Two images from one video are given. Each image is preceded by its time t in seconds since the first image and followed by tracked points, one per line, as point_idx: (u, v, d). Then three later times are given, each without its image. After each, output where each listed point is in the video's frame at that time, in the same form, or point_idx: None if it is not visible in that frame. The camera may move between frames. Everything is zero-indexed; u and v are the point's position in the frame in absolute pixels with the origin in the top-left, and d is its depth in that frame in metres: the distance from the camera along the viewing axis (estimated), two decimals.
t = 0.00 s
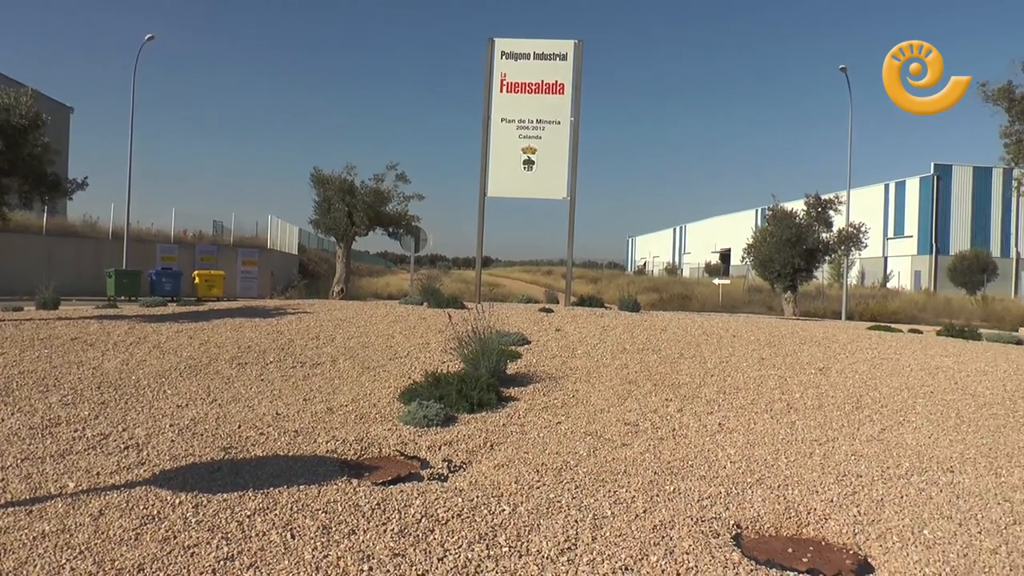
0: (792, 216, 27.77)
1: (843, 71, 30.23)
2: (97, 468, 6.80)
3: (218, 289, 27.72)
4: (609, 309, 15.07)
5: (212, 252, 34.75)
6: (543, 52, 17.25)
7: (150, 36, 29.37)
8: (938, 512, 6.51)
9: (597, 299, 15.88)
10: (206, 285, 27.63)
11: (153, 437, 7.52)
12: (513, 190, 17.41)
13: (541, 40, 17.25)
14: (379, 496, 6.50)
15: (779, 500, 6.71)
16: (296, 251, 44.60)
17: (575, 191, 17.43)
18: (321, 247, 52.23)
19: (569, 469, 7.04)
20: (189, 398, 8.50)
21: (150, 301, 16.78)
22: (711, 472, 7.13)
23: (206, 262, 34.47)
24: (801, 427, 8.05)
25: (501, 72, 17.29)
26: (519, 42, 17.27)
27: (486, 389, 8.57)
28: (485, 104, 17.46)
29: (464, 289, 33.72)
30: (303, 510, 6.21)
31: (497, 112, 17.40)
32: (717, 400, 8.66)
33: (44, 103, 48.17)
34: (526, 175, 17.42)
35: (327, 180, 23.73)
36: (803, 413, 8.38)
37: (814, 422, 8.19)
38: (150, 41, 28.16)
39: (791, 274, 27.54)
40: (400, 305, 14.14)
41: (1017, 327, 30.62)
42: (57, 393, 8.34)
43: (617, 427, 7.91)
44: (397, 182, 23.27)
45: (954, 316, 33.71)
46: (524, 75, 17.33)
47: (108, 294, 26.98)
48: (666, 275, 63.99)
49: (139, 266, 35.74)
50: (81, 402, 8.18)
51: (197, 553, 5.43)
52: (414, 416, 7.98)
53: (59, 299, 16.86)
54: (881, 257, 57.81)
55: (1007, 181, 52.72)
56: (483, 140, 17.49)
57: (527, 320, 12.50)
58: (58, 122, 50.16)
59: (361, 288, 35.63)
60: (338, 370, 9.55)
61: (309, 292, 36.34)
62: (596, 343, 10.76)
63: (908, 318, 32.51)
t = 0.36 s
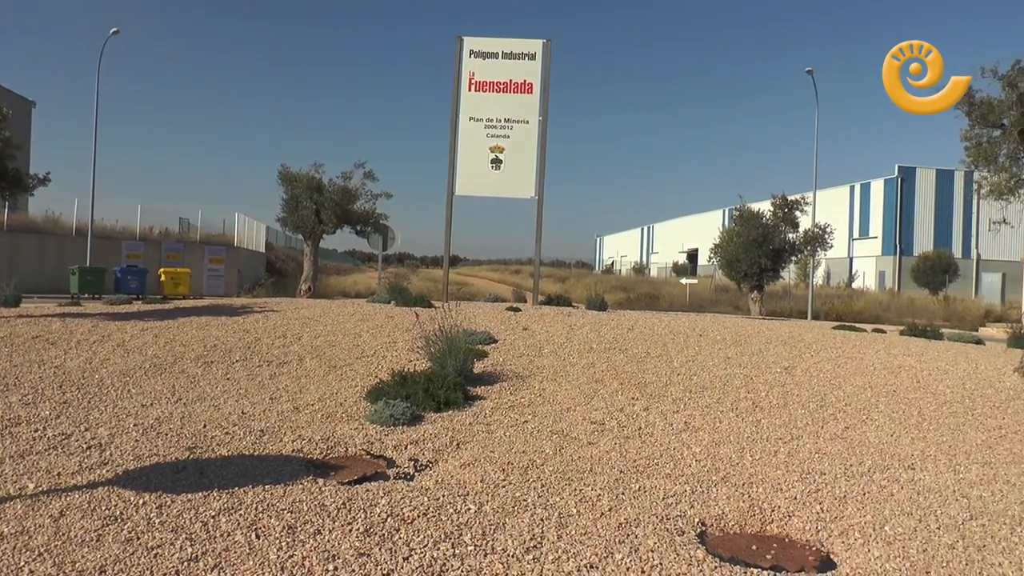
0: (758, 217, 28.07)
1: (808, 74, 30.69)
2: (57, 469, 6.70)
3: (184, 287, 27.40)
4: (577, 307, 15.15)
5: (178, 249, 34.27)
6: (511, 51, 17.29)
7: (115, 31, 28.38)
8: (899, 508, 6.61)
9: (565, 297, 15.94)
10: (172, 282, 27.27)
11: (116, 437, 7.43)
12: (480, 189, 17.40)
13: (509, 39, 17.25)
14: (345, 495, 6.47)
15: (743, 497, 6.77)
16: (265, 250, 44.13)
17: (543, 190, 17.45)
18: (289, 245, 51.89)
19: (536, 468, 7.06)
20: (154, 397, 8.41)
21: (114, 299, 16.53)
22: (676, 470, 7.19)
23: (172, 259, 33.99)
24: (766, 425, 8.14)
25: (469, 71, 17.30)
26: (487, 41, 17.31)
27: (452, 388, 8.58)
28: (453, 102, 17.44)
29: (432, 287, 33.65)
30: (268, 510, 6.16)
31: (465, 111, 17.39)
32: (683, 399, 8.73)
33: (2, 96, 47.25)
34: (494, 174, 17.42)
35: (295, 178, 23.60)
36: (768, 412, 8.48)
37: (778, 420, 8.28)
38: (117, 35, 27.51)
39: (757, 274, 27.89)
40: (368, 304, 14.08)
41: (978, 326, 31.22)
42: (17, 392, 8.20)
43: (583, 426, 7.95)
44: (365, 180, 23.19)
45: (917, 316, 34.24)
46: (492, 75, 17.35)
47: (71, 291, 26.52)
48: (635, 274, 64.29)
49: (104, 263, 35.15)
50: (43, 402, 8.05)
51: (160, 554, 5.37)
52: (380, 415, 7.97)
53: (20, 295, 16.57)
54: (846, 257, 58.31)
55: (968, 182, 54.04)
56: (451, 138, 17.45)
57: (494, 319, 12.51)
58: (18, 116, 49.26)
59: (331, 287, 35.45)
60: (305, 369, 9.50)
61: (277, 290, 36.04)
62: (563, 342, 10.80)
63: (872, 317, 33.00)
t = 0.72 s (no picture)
0: (728, 217, 28.29)
1: (778, 75, 30.96)
2: (20, 468, 6.60)
3: (153, 284, 27.11)
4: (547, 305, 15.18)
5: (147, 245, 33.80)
6: (482, 49, 17.27)
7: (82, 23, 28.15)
8: (865, 505, 6.69)
9: (536, 295, 15.97)
10: (141, 278, 26.93)
11: (82, 436, 7.33)
12: (451, 187, 17.39)
13: (480, 37, 17.23)
14: (314, 493, 6.44)
15: (711, 495, 6.82)
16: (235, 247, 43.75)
17: (514, 188, 17.45)
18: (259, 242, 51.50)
19: (505, 466, 7.07)
20: (121, 395, 8.32)
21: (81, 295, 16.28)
22: (645, 468, 7.22)
23: (140, 255, 33.49)
24: (735, 423, 8.20)
25: (440, 69, 17.25)
26: (458, 39, 17.28)
27: (421, 385, 8.57)
28: (424, 100, 17.38)
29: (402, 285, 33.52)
30: (236, 509, 6.11)
31: (436, 108, 17.34)
32: (653, 397, 8.78)
33: None
34: (465, 172, 17.42)
35: (265, 174, 23.42)
36: (737, 410, 8.55)
37: (747, 418, 8.36)
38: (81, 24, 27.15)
39: (727, 274, 28.16)
40: (338, 301, 14.02)
41: (944, 325, 31.73)
42: None
43: (552, 424, 7.98)
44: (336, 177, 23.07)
45: (885, 315, 34.69)
46: (464, 72, 17.31)
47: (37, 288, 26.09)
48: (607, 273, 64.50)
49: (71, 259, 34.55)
50: (5, 401, 7.92)
51: (125, 554, 5.31)
52: (349, 413, 7.95)
53: None
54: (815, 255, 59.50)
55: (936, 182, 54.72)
56: (422, 135, 17.39)
57: (464, 317, 12.49)
58: None
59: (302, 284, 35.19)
60: (275, 367, 9.45)
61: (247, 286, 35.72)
62: (533, 340, 10.82)
63: (840, 316, 33.42)
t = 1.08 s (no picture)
0: (702, 215, 28.43)
1: (752, 75, 31.14)
2: None
3: (126, 282, 26.86)
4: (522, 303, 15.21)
5: (118, 242, 33.19)
6: (456, 48, 17.24)
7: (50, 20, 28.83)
8: (836, 501, 6.77)
9: (510, 293, 15.98)
10: (113, 277, 26.65)
11: (51, 436, 7.24)
12: (426, 185, 17.37)
13: (454, 36, 17.21)
14: (287, 493, 6.41)
15: (684, 492, 6.87)
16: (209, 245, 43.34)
17: (487, 187, 17.49)
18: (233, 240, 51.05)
19: (478, 464, 7.08)
20: (92, 395, 8.23)
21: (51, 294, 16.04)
22: (618, 465, 7.26)
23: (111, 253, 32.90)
24: (708, 421, 8.26)
25: (414, 67, 17.20)
26: (432, 37, 17.24)
27: (395, 384, 8.56)
28: (398, 98, 17.33)
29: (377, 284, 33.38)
30: (208, 509, 6.07)
31: (411, 106, 17.30)
32: (627, 394, 8.83)
33: None
34: (439, 170, 17.39)
35: (239, 172, 23.26)
36: (710, 408, 8.61)
37: (720, 415, 8.42)
38: (52, 20, 27.83)
39: (701, 272, 28.35)
40: (312, 300, 13.95)
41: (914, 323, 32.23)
42: None
43: (526, 422, 8.00)
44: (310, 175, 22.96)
45: (857, 313, 35.15)
46: (438, 71, 17.28)
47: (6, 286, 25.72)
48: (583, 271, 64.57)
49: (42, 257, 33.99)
50: None
51: (95, 556, 5.25)
52: (323, 412, 7.93)
53: None
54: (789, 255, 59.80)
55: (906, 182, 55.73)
56: (396, 133, 17.34)
57: (438, 315, 12.48)
58: None
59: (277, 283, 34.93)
60: (248, 366, 9.39)
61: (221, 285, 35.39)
62: (507, 338, 10.84)
63: (813, 315, 33.83)
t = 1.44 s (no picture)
0: (673, 214, 28.63)
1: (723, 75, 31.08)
2: None
3: (94, 283, 26.52)
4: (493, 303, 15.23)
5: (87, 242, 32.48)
6: (428, 47, 17.21)
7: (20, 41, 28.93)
8: (806, 497, 6.84)
9: (482, 293, 16.00)
10: (81, 277, 26.33)
11: (17, 439, 7.14)
12: (398, 184, 17.34)
13: (426, 35, 17.17)
14: (257, 495, 6.37)
15: (655, 489, 6.91)
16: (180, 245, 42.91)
17: (459, 186, 17.48)
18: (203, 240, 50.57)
19: (450, 464, 7.08)
20: (60, 398, 8.13)
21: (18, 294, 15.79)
22: (589, 464, 7.29)
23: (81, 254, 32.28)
24: (679, 419, 8.32)
25: (385, 66, 17.14)
26: (404, 36, 17.19)
27: (367, 384, 8.54)
28: (370, 97, 17.28)
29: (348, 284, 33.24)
30: (177, 512, 6.02)
31: (382, 105, 17.24)
32: (598, 393, 8.87)
33: None
34: (411, 170, 17.36)
35: (209, 171, 23.07)
36: (681, 405, 8.68)
37: (691, 413, 8.48)
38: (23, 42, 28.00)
39: (673, 271, 28.53)
40: (283, 300, 13.88)
41: (883, 321, 32.76)
42: None
43: (498, 421, 8.02)
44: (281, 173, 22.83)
45: (827, 311, 35.55)
46: (409, 70, 17.24)
47: None
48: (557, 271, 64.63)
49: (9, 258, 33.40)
50: None
51: (61, 561, 5.19)
52: (293, 413, 7.89)
53: None
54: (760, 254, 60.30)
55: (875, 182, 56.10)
56: (367, 132, 17.28)
57: (410, 315, 12.47)
58: None
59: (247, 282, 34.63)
60: (219, 367, 9.33)
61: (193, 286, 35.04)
62: (479, 337, 10.85)
63: (784, 313, 34.27)
